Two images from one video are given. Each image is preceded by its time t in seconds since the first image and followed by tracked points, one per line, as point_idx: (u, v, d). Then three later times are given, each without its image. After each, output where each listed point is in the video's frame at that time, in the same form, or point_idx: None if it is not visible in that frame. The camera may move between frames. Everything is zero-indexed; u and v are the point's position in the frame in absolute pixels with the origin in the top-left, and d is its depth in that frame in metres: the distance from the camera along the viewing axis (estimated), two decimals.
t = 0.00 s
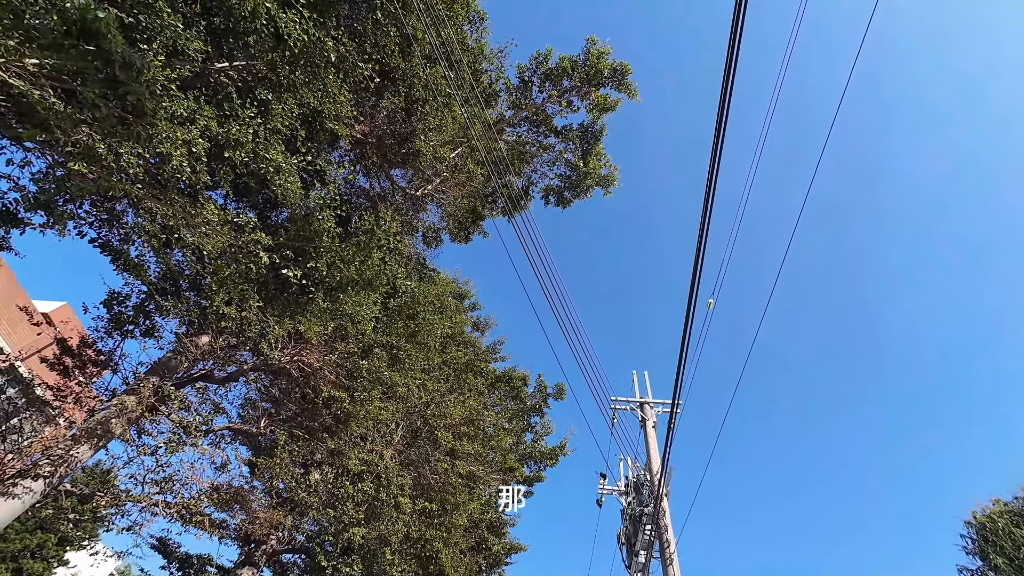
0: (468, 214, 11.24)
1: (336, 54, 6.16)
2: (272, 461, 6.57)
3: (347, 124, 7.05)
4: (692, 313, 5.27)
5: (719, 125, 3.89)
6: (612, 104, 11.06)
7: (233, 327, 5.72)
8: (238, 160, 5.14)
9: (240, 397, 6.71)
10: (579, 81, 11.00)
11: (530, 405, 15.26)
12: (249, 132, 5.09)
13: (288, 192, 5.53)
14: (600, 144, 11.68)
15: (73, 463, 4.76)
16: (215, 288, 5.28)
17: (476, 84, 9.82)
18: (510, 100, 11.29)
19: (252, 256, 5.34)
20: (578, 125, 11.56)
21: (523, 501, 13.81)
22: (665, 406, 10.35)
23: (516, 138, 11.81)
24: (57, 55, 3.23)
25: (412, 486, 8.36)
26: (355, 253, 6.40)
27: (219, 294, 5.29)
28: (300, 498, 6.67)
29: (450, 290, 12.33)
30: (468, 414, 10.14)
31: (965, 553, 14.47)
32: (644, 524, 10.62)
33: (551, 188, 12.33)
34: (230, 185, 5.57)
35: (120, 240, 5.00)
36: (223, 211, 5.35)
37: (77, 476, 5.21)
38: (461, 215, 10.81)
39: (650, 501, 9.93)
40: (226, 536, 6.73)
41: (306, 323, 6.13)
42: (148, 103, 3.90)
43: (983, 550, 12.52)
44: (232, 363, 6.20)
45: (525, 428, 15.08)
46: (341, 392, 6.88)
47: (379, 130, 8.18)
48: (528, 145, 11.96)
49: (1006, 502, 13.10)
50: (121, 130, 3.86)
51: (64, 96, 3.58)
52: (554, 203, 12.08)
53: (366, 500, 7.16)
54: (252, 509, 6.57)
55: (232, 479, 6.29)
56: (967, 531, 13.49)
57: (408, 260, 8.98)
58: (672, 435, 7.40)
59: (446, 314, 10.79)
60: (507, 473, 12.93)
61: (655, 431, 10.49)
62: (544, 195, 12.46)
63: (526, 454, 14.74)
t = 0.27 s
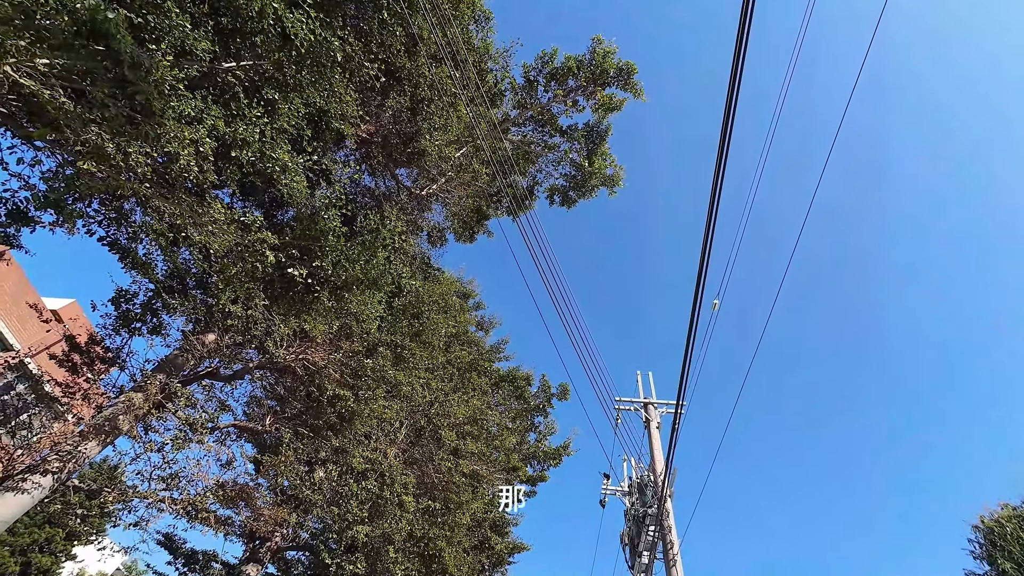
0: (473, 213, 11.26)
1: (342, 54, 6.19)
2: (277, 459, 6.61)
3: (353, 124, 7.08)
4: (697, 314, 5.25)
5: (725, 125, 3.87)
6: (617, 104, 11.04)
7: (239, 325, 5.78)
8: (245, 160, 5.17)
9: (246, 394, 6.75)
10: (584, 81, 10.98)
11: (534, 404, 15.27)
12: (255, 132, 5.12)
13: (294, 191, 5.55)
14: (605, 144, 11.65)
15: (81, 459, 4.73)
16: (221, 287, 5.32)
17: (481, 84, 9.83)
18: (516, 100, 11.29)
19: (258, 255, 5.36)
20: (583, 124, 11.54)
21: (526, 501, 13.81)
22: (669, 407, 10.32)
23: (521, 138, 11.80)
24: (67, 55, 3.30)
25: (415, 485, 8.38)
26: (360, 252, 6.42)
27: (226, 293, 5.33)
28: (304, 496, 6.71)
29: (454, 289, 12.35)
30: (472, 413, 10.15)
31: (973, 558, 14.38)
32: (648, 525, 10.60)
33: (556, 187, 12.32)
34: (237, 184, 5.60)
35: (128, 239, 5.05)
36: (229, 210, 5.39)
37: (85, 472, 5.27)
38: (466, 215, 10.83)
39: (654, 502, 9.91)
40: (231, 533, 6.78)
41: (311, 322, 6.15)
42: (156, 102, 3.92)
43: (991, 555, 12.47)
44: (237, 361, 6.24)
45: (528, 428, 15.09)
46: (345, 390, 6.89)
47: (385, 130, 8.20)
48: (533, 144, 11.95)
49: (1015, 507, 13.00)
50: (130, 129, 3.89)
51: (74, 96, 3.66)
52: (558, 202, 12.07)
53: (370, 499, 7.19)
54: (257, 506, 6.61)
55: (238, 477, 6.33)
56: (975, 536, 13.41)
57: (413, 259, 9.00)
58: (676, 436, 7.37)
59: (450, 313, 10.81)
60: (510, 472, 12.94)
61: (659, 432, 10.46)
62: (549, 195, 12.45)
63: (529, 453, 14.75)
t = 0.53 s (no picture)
0: (475, 213, 11.27)
1: (344, 54, 6.21)
2: (280, 458, 6.64)
3: (355, 124, 7.09)
4: (699, 314, 5.25)
5: (727, 125, 3.87)
6: (619, 103, 11.02)
7: (242, 325, 5.82)
8: (248, 160, 5.19)
9: (249, 394, 6.78)
10: (586, 81, 10.97)
11: (536, 404, 15.27)
12: (258, 132, 5.15)
13: (297, 191, 5.57)
14: (608, 144, 11.64)
15: (86, 458, 4.76)
16: (224, 287, 5.34)
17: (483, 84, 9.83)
18: (518, 99, 11.28)
19: (261, 255, 5.38)
20: (585, 124, 11.53)
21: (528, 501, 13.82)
22: (671, 407, 10.31)
23: (523, 138, 11.73)
24: (71, 56, 3.28)
25: (417, 485, 8.40)
26: (362, 252, 6.44)
27: (229, 292, 5.35)
28: (307, 495, 6.72)
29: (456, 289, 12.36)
30: (474, 413, 10.16)
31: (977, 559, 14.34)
32: (650, 525, 10.60)
33: (558, 187, 12.32)
34: (240, 184, 5.62)
35: (132, 239, 5.07)
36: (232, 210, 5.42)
37: (89, 470, 5.29)
38: (468, 215, 10.84)
39: (656, 502, 9.90)
40: (234, 532, 6.81)
41: (314, 322, 6.17)
42: (160, 103, 3.93)
43: (995, 556, 12.49)
44: (240, 361, 6.26)
45: (530, 427, 15.09)
46: (347, 390, 6.90)
47: (387, 130, 8.21)
48: (535, 144, 11.96)
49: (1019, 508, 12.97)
50: (134, 130, 3.91)
51: (79, 97, 3.65)
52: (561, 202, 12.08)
53: (373, 498, 7.21)
54: (260, 505, 6.64)
55: (241, 476, 6.35)
56: (979, 537, 13.41)
57: (415, 259, 9.00)
58: (679, 436, 7.37)
59: (452, 313, 10.81)
60: (512, 472, 12.94)
61: (661, 432, 10.46)
62: (551, 194, 12.45)
63: (531, 453, 14.76)
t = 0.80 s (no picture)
0: (477, 213, 11.29)
1: (347, 54, 6.21)
2: (282, 457, 6.65)
3: (357, 124, 7.11)
4: (701, 314, 5.25)
5: (730, 124, 3.86)
6: (622, 103, 11.01)
7: (244, 324, 5.80)
8: (251, 160, 5.21)
9: (251, 394, 6.79)
10: (588, 81, 10.96)
11: (538, 404, 15.27)
12: (261, 132, 5.15)
13: (299, 191, 5.60)
14: (610, 143, 11.63)
15: (90, 457, 4.78)
16: (227, 286, 5.35)
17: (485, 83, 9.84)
18: (520, 99, 11.28)
19: (264, 254, 5.40)
20: (587, 124, 11.52)
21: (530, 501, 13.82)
22: (674, 407, 10.28)
23: (525, 138, 11.80)
24: (76, 56, 3.30)
25: (419, 485, 8.41)
26: (364, 252, 6.45)
27: (231, 292, 5.36)
28: (309, 494, 6.73)
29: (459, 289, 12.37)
30: (476, 413, 10.17)
31: (982, 561, 14.28)
32: (652, 525, 10.58)
33: (560, 187, 12.32)
34: (243, 183, 5.64)
35: (136, 239, 5.09)
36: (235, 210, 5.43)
37: (93, 469, 5.32)
38: (470, 214, 10.85)
39: (658, 502, 9.89)
40: (237, 531, 6.83)
41: (316, 322, 6.18)
42: (163, 104, 3.95)
43: (1000, 558, 12.48)
44: (243, 360, 6.27)
45: (533, 427, 15.10)
46: (350, 389, 6.90)
47: (389, 130, 8.22)
48: (537, 144, 11.95)
49: None
50: (138, 130, 3.92)
51: (83, 97, 3.65)
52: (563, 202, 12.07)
53: (375, 497, 7.22)
54: (263, 504, 6.66)
55: (244, 475, 6.37)
56: (984, 538, 13.38)
57: (417, 259, 9.00)
58: (681, 436, 7.35)
59: (454, 313, 10.82)
60: (514, 472, 12.94)
61: (664, 433, 10.44)
62: (553, 194, 12.45)
63: (533, 453, 14.75)
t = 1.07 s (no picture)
0: (479, 212, 11.30)
1: (349, 54, 6.21)
2: (285, 457, 6.67)
3: (359, 124, 7.13)
4: (704, 313, 5.24)
5: (733, 121, 3.83)
6: (624, 102, 10.99)
7: (247, 324, 5.77)
8: (253, 160, 5.22)
9: (254, 393, 6.80)
10: (590, 80, 10.95)
11: (540, 404, 15.28)
12: (264, 131, 5.13)
13: (302, 191, 5.63)
14: (612, 143, 11.61)
15: (94, 456, 4.80)
16: (230, 286, 5.32)
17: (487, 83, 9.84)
18: (522, 99, 11.28)
19: (266, 254, 5.41)
20: (589, 123, 11.50)
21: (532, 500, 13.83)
22: (676, 407, 10.27)
23: (527, 137, 11.84)
24: (80, 57, 3.34)
25: (421, 484, 8.42)
26: (366, 251, 6.46)
27: (234, 292, 5.33)
28: (312, 493, 6.75)
29: (461, 288, 12.38)
30: (478, 412, 10.18)
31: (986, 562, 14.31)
32: (654, 525, 10.57)
33: (562, 187, 12.31)
34: (245, 184, 5.66)
35: (139, 239, 5.11)
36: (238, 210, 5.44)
37: (97, 468, 5.33)
38: (472, 214, 10.86)
39: (660, 502, 9.88)
40: (240, 530, 6.85)
41: (319, 321, 6.19)
42: (167, 104, 3.94)
43: (1004, 560, 12.60)
44: (246, 360, 6.29)
45: (534, 427, 15.10)
46: (352, 389, 6.87)
47: (391, 130, 8.22)
48: (539, 144, 11.96)
49: None
50: (141, 130, 3.94)
51: (87, 97, 3.68)
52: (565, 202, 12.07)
53: (377, 497, 7.23)
54: (266, 504, 6.67)
55: (247, 475, 6.38)
56: (988, 540, 13.37)
57: (419, 258, 9.01)
58: (684, 436, 7.35)
59: (456, 313, 10.82)
60: (516, 472, 12.94)
61: (666, 432, 10.44)
62: (555, 194, 12.45)
63: (536, 453, 14.76)
